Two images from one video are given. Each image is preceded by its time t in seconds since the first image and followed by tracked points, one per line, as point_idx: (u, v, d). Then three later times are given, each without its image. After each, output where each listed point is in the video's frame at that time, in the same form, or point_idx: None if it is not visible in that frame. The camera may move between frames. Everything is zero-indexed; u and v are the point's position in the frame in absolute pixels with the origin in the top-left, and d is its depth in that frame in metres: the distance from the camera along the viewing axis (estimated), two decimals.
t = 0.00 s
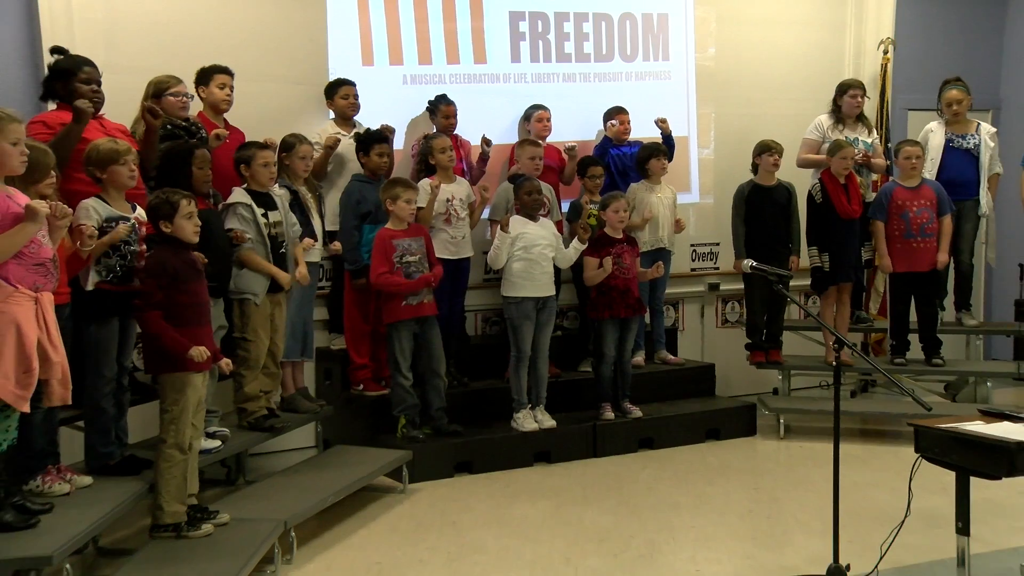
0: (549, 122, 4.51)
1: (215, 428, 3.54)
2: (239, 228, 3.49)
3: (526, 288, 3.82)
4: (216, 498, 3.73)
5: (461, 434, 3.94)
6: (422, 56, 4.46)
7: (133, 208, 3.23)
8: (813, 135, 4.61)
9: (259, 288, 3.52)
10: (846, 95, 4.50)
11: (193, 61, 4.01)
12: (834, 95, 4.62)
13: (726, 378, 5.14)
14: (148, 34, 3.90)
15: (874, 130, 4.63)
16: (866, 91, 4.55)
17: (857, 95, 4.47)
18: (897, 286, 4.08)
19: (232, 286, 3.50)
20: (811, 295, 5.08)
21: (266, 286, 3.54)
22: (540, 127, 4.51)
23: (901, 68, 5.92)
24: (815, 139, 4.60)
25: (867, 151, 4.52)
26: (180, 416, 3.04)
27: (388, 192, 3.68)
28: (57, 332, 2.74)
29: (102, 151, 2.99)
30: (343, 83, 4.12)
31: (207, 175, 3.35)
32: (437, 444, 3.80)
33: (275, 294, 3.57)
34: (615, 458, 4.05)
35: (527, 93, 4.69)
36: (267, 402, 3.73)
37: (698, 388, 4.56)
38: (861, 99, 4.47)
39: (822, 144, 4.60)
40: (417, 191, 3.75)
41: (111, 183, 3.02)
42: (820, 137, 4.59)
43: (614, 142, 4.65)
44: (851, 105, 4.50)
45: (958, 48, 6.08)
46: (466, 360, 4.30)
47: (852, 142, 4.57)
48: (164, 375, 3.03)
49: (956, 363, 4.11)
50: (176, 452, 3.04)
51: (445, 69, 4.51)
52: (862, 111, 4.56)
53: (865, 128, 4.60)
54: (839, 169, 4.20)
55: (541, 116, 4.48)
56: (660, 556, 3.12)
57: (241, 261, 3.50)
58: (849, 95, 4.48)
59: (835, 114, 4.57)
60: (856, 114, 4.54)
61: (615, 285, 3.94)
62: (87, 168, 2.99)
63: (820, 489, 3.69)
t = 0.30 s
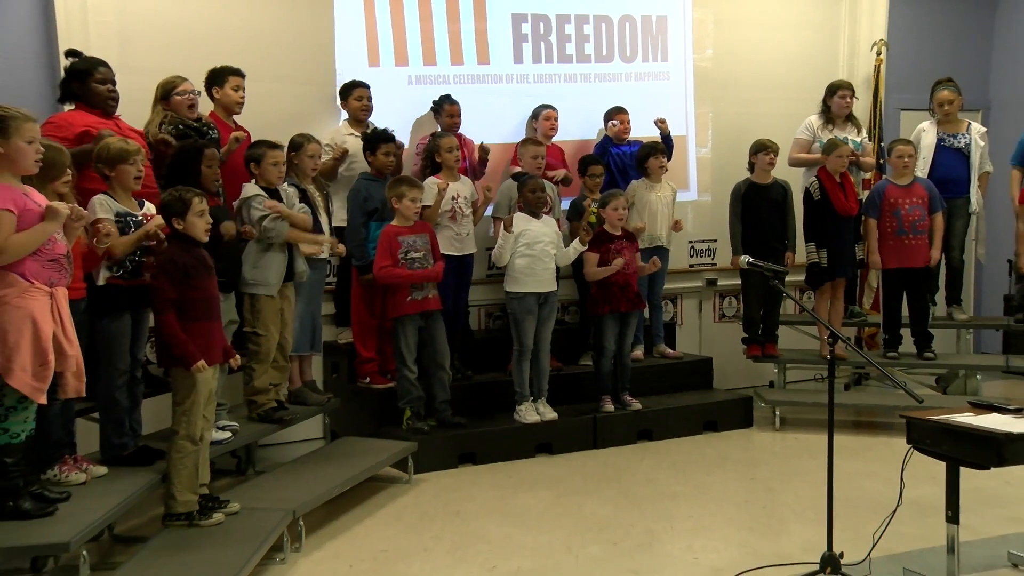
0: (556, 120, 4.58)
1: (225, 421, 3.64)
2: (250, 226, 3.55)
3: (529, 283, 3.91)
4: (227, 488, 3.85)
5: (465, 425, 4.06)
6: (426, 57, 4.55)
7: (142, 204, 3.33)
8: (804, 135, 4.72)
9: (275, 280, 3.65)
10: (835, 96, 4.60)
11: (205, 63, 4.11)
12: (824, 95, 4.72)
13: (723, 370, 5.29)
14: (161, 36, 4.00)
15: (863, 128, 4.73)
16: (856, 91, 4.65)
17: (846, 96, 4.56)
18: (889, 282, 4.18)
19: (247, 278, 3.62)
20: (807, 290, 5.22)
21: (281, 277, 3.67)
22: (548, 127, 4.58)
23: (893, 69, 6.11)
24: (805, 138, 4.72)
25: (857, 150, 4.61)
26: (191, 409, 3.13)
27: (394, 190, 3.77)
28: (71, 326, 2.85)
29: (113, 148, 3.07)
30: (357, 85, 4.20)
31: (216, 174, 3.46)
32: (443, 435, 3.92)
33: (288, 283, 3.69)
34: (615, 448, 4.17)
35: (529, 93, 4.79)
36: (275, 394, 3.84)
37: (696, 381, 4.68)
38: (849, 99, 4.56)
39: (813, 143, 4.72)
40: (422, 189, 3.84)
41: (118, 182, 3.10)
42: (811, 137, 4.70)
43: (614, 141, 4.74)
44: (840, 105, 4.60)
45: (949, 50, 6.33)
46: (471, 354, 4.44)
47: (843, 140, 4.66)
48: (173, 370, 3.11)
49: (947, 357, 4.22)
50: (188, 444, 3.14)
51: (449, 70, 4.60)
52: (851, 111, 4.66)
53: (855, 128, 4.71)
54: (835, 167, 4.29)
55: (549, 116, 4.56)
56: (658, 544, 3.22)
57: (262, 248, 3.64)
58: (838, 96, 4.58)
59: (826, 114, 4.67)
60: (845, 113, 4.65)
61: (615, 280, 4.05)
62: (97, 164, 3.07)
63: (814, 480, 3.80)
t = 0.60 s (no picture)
0: (557, 120, 4.68)
1: (236, 413, 3.76)
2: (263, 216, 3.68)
3: (530, 280, 4.03)
4: (238, 479, 3.97)
5: (469, 418, 4.18)
6: (432, 60, 4.67)
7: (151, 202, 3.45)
8: (795, 137, 4.87)
9: (288, 268, 3.77)
10: (825, 99, 4.76)
11: (217, 66, 4.22)
12: (814, 98, 4.88)
13: (720, 365, 5.42)
14: (175, 40, 4.12)
15: (852, 130, 4.90)
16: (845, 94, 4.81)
17: (835, 98, 4.73)
18: (881, 279, 4.29)
19: (264, 265, 3.73)
20: (802, 287, 5.36)
21: (294, 264, 3.79)
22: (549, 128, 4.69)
23: (886, 71, 6.25)
24: (797, 139, 4.86)
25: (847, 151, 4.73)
26: (203, 401, 3.23)
27: (400, 190, 3.89)
28: (84, 320, 2.97)
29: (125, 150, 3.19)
30: (369, 88, 4.32)
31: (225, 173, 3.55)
32: (448, 428, 4.04)
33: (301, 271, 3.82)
34: (615, 440, 4.30)
35: (531, 95, 4.90)
36: (285, 388, 3.96)
37: (693, 376, 4.81)
38: (838, 101, 4.73)
39: (804, 145, 4.86)
40: (427, 189, 3.96)
41: (130, 183, 3.21)
42: (802, 138, 4.85)
43: (614, 142, 4.87)
44: (829, 107, 4.76)
45: (938, 52, 6.48)
46: (475, 349, 4.57)
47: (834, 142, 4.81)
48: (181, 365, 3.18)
49: (938, 352, 4.34)
50: (200, 436, 3.25)
51: (454, 72, 4.71)
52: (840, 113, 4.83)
53: (844, 129, 4.87)
54: (829, 166, 4.40)
55: (550, 116, 4.66)
56: (656, 533, 3.34)
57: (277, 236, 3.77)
58: (828, 99, 4.74)
59: (816, 117, 4.84)
60: (834, 115, 4.81)
61: (615, 277, 4.17)
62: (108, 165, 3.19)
63: (808, 471, 3.92)
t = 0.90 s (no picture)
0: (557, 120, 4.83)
1: (247, 405, 3.88)
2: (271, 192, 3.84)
3: (532, 277, 4.15)
4: (249, 469, 4.09)
5: (473, 411, 4.32)
6: (436, 63, 4.78)
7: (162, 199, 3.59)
8: (789, 138, 4.98)
9: (297, 263, 3.87)
10: (817, 101, 4.87)
11: (228, 69, 4.34)
12: (808, 100, 5.00)
13: (716, 359, 5.57)
14: (187, 44, 4.23)
15: (842, 130, 5.03)
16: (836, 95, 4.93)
17: (827, 100, 4.84)
18: (874, 275, 4.41)
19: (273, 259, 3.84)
20: (795, 283, 5.51)
21: (303, 260, 3.88)
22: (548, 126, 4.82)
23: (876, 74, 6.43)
24: (790, 141, 4.98)
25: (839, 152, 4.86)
26: (214, 394, 3.35)
27: (406, 189, 4.00)
28: (100, 316, 3.09)
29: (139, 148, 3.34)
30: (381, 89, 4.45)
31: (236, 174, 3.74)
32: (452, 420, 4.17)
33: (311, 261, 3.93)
34: (614, 432, 4.44)
35: (532, 97, 5.02)
36: (294, 381, 4.08)
37: (689, 369, 4.94)
38: (831, 103, 4.84)
39: (797, 146, 4.98)
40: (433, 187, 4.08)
41: (141, 182, 3.36)
42: (796, 139, 4.97)
43: (614, 143, 5.02)
44: (821, 109, 4.87)
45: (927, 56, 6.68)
46: (478, 343, 4.70)
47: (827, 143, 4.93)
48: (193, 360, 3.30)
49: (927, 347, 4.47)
50: (212, 427, 3.37)
51: (458, 74, 4.83)
52: (832, 114, 4.95)
53: (836, 130, 5.00)
54: (822, 166, 4.52)
55: (550, 115, 4.81)
56: (654, 522, 3.46)
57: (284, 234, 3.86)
58: (819, 101, 4.86)
59: (809, 119, 4.95)
60: (826, 117, 4.94)
61: (615, 272, 4.30)
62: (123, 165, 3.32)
63: (801, 461, 4.05)
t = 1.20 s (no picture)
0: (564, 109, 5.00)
1: (256, 397, 4.00)
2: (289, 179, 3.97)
3: (534, 273, 4.28)
4: (259, 459, 4.23)
5: (477, 404, 4.44)
6: (440, 65, 4.90)
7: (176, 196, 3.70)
8: (789, 136, 5.10)
9: (304, 262, 3.99)
10: (818, 99, 4.95)
11: (239, 72, 4.46)
12: (809, 98, 5.08)
13: (713, 353, 5.72)
14: (199, 48, 4.35)
15: (843, 129, 5.12)
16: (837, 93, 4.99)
17: (827, 99, 4.92)
18: (866, 272, 4.52)
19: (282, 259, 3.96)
20: (790, 279, 5.65)
21: (310, 258, 4.01)
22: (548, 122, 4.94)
23: (869, 76, 6.59)
24: (790, 139, 5.10)
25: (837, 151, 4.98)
26: (225, 386, 3.47)
27: (410, 187, 4.13)
28: (115, 312, 3.22)
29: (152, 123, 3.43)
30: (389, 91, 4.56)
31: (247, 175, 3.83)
32: (457, 412, 4.30)
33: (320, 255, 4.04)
34: (613, 424, 4.58)
35: (534, 98, 5.15)
36: (302, 374, 4.20)
37: (686, 363, 5.09)
38: (830, 102, 4.92)
39: (796, 144, 5.10)
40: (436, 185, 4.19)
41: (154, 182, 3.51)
42: (795, 138, 5.09)
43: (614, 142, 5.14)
44: (821, 107, 4.96)
45: (918, 58, 6.85)
46: (481, 337, 4.84)
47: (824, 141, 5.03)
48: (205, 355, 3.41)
49: (917, 341, 4.60)
50: (223, 419, 3.50)
51: (461, 76, 4.96)
52: (832, 114, 5.04)
53: (836, 129, 5.09)
54: (816, 165, 4.62)
55: (553, 107, 4.98)
56: (652, 511, 3.58)
57: (291, 233, 3.97)
58: (820, 100, 4.94)
59: (809, 117, 5.05)
60: (826, 115, 5.02)
61: (614, 268, 4.44)
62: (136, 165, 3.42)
63: (795, 452, 4.17)
